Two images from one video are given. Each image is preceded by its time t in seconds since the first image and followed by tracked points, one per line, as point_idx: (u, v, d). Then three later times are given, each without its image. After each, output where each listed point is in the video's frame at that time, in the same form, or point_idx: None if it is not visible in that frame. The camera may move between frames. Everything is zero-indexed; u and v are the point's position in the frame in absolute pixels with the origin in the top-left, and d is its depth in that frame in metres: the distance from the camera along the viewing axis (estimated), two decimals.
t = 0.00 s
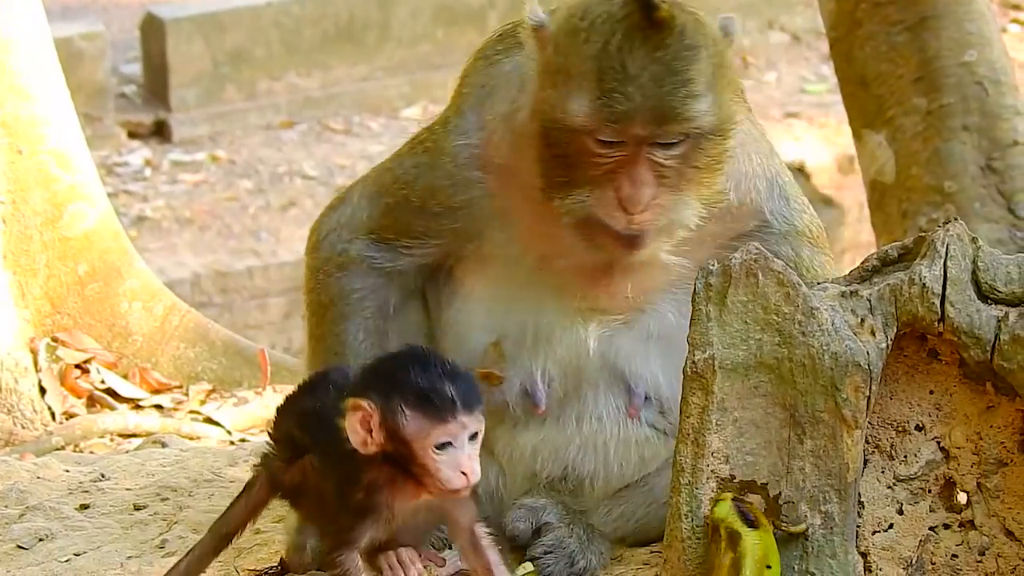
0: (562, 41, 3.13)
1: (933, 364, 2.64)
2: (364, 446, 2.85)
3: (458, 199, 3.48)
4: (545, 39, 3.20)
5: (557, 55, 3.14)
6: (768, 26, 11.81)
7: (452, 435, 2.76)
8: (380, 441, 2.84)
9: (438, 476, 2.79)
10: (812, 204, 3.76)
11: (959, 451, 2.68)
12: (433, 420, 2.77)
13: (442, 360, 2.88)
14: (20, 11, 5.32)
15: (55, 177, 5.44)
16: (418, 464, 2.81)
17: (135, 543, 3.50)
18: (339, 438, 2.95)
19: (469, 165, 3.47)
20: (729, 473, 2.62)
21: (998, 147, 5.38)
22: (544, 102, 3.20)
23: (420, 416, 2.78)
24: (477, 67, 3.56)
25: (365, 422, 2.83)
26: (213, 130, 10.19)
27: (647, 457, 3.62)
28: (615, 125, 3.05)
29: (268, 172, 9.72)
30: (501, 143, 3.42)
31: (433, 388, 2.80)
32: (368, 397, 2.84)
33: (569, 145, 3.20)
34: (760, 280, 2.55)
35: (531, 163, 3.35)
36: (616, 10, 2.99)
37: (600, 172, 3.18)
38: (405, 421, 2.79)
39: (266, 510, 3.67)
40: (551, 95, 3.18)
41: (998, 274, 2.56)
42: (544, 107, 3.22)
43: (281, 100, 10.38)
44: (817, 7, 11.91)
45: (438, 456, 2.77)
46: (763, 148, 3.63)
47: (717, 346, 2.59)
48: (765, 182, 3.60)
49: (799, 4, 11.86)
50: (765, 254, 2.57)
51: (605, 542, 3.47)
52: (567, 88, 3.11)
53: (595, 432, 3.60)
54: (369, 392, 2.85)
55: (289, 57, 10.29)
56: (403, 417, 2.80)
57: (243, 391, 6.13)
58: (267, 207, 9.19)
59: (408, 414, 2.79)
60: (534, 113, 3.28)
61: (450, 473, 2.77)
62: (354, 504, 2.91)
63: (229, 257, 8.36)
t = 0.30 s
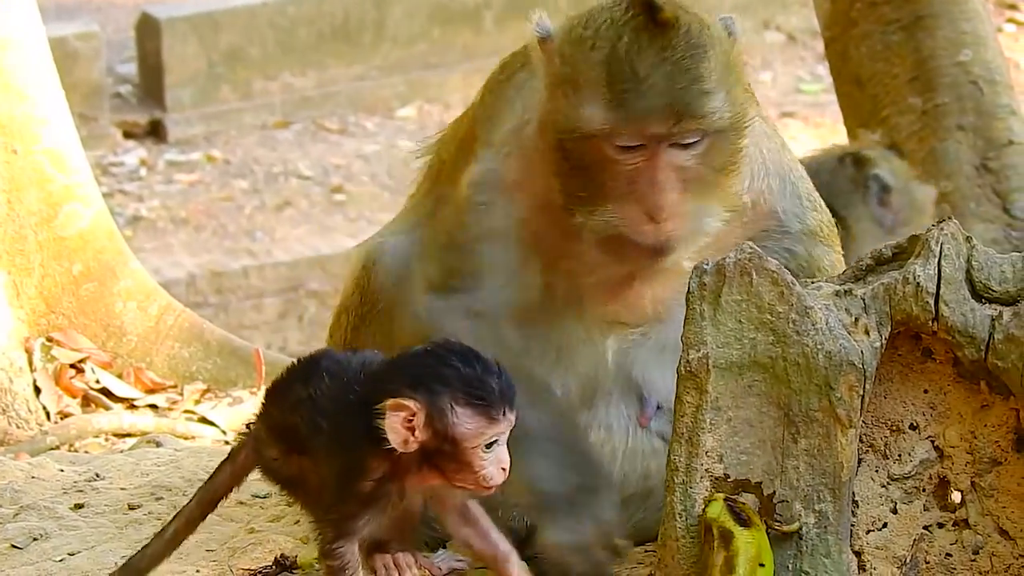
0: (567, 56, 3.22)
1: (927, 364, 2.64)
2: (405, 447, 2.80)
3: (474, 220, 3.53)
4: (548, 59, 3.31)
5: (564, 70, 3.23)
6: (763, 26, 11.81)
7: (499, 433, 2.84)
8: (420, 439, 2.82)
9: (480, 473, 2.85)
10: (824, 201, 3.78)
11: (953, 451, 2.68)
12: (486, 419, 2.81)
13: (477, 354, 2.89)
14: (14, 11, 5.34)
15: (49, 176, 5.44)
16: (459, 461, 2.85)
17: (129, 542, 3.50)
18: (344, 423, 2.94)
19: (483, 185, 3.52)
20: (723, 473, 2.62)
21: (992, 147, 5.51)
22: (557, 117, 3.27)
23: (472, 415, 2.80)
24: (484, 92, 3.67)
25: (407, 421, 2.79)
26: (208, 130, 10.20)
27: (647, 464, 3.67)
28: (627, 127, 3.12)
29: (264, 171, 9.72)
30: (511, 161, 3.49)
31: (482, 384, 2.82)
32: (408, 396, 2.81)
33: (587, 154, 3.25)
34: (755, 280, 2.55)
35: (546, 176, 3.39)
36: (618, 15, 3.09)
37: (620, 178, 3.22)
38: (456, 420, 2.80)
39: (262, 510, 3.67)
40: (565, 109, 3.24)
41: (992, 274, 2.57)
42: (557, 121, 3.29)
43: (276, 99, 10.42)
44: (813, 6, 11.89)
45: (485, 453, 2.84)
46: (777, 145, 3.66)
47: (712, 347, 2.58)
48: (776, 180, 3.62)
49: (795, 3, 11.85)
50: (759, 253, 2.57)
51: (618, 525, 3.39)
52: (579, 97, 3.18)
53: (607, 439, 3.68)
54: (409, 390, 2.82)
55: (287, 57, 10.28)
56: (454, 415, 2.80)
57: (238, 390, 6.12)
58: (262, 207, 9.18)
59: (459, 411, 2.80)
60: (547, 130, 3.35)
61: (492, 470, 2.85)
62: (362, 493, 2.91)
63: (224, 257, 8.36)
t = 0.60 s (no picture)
0: (730, 38, 3.25)
1: (923, 362, 2.64)
2: (433, 440, 2.63)
3: (547, 216, 3.25)
4: (687, 48, 3.28)
5: (728, 48, 3.25)
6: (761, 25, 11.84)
7: (526, 442, 2.71)
8: (452, 435, 2.65)
9: (497, 476, 2.72)
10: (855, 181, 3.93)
11: (949, 449, 2.68)
12: (521, 427, 2.68)
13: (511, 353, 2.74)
14: (10, 9, 5.37)
15: (46, 174, 5.45)
16: (481, 463, 2.70)
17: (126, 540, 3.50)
18: (357, 416, 2.75)
19: (563, 179, 3.29)
20: (719, 470, 2.64)
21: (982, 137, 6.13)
22: (725, 89, 3.27)
23: (510, 421, 2.66)
24: (505, 95, 3.37)
25: (445, 416, 2.62)
26: (205, 128, 10.19)
27: (653, 466, 3.40)
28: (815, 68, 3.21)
29: (261, 169, 9.72)
30: (604, 153, 3.32)
31: (523, 391, 2.68)
32: (449, 390, 2.64)
33: (761, 122, 3.26)
34: (751, 277, 2.54)
35: (692, 160, 3.36)
36: None
37: (803, 132, 3.22)
38: (494, 425, 2.65)
39: (259, 507, 3.66)
40: (737, 82, 3.25)
41: (988, 271, 2.57)
42: (726, 98, 3.28)
43: (273, 97, 10.41)
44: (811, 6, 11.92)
45: (509, 458, 2.70)
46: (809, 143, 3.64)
47: (708, 344, 2.60)
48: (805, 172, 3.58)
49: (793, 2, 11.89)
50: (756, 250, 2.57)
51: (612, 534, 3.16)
52: (764, 58, 3.21)
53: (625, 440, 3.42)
54: (448, 384, 2.65)
55: (283, 55, 10.29)
56: (492, 419, 2.65)
57: (234, 388, 6.03)
58: (259, 205, 9.17)
59: (499, 418, 2.65)
60: (703, 112, 3.31)
61: (508, 473, 2.71)
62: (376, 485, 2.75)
63: (222, 254, 8.35)
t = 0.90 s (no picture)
0: (805, 35, 3.15)
1: (919, 362, 2.65)
2: (403, 451, 2.66)
3: (573, 208, 3.17)
4: (764, 45, 3.17)
5: (806, 45, 3.15)
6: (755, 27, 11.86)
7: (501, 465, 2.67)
8: (424, 451, 2.66)
9: (473, 491, 2.70)
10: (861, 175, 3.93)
11: (945, 449, 2.69)
12: (493, 452, 2.63)
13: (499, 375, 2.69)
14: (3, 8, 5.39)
15: (41, 173, 5.46)
16: (455, 479, 2.70)
17: (122, 539, 3.50)
18: (354, 414, 2.79)
19: (598, 168, 3.20)
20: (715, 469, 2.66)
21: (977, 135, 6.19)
22: (799, 82, 3.18)
23: (481, 446, 2.63)
24: (530, 77, 3.28)
25: (412, 433, 2.64)
26: (200, 128, 10.12)
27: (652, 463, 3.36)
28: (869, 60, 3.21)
29: (255, 169, 9.71)
30: (651, 144, 3.24)
31: (496, 415, 2.63)
32: (421, 407, 2.65)
33: (828, 114, 3.21)
34: (748, 277, 2.55)
35: (748, 156, 3.28)
36: None
37: (852, 121, 3.26)
38: (463, 447, 2.63)
39: (254, 507, 3.66)
40: (810, 75, 3.17)
41: (985, 271, 2.59)
42: (799, 92, 3.19)
43: (268, 97, 10.39)
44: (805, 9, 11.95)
45: (483, 479, 2.68)
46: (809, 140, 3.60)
47: (705, 344, 2.60)
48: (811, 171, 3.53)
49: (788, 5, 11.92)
50: (753, 250, 2.58)
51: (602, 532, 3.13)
52: (837, 52, 3.15)
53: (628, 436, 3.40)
54: (422, 402, 2.65)
55: (277, 55, 10.30)
56: (464, 442, 2.63)
57: (229, 388, 6.06)
58: (254, 205, 9.16)
59: (469, 441, 2.63)
60: (774, 107, 3.22)
61: (484, 488, 2.69)
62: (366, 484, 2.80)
63: (216, 254, 8.34)
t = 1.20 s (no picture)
0: (807, 33, 3.16)
1: (916, 356, 2.65)
2: (415, 497, 2.68)
3: (578, 200, 3.15)
4: (763, 41, 3.17)
5: (806, 43, 3.16)
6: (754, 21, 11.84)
7: (513, 517, 2.61)
8: (435, 500, 2.66)
9: (490, 544, 2.65)
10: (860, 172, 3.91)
11: (942, 444, 2.69)
12: (501, 505, 2.59)
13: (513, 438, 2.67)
14: None
15: (38, 168, 5.45)
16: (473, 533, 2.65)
17: (120, 534, 3.50)
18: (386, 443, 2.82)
19: (601, 159, 3.19)
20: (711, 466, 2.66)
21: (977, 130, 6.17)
22: (796, 79, 3.20)
23: (488, 498, 2.59)
24: (534, 66, 3.29)
25: (423, 478, 2.66)
26: (197, 122, 10.16)
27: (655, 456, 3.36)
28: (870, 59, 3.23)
29: (253, 163, 9.70)
30: (653, 136, 3.22)
31: (503, 475, 2.60)
32: (429, 456, 2.67)
33: (824, 115, 3.25)
34: (745, 272, 2.55)
35: (749, 154, 3.29)
36: None
37: (851, 123, 3.29)
38: (471, 497, 2.60)
39: (250, 502, 3.66)
40: (809, 73, 3.19)
41: (982, 266, 2.60)
42: (798, 89, 3.21)
43: (266, 91, 10.38)
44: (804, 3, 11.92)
45: (496, 530, 2.62)
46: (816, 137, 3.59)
47: (701, 338, 2.60)
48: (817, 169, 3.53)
49: None
50: (750, 245, 2.57)
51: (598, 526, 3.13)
52: (836, 50, 3.17)
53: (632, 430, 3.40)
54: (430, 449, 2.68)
55: (275, 49, 10.29)
56: (471, 492, 2.60)
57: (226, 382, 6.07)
58: (251, 199, 9.16)
59: (476, 491, 2.59)
60: (773, 104, 3.24)
61: (501, 542, 2.64)
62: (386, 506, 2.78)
63: (212, 249, 8.33)
